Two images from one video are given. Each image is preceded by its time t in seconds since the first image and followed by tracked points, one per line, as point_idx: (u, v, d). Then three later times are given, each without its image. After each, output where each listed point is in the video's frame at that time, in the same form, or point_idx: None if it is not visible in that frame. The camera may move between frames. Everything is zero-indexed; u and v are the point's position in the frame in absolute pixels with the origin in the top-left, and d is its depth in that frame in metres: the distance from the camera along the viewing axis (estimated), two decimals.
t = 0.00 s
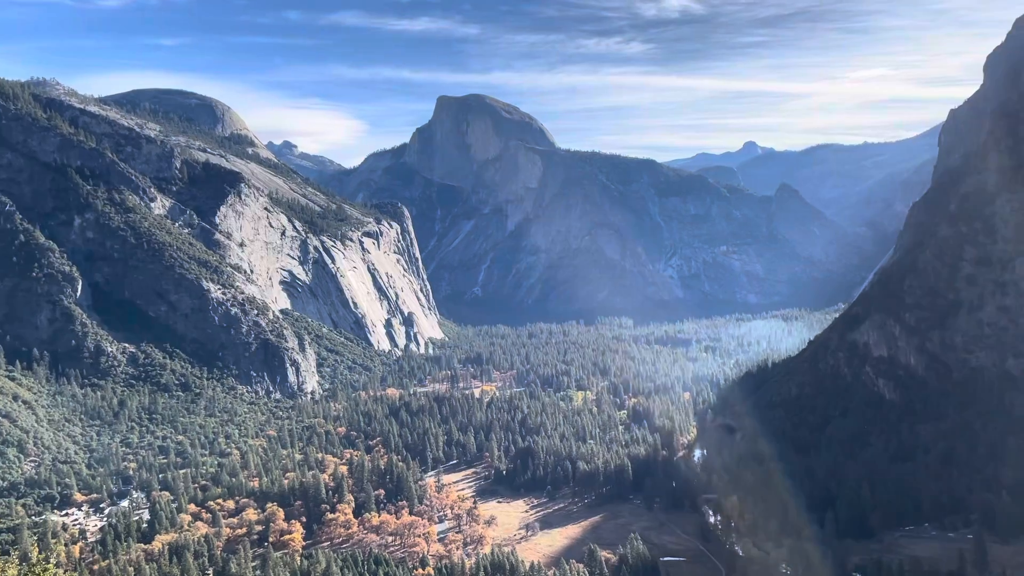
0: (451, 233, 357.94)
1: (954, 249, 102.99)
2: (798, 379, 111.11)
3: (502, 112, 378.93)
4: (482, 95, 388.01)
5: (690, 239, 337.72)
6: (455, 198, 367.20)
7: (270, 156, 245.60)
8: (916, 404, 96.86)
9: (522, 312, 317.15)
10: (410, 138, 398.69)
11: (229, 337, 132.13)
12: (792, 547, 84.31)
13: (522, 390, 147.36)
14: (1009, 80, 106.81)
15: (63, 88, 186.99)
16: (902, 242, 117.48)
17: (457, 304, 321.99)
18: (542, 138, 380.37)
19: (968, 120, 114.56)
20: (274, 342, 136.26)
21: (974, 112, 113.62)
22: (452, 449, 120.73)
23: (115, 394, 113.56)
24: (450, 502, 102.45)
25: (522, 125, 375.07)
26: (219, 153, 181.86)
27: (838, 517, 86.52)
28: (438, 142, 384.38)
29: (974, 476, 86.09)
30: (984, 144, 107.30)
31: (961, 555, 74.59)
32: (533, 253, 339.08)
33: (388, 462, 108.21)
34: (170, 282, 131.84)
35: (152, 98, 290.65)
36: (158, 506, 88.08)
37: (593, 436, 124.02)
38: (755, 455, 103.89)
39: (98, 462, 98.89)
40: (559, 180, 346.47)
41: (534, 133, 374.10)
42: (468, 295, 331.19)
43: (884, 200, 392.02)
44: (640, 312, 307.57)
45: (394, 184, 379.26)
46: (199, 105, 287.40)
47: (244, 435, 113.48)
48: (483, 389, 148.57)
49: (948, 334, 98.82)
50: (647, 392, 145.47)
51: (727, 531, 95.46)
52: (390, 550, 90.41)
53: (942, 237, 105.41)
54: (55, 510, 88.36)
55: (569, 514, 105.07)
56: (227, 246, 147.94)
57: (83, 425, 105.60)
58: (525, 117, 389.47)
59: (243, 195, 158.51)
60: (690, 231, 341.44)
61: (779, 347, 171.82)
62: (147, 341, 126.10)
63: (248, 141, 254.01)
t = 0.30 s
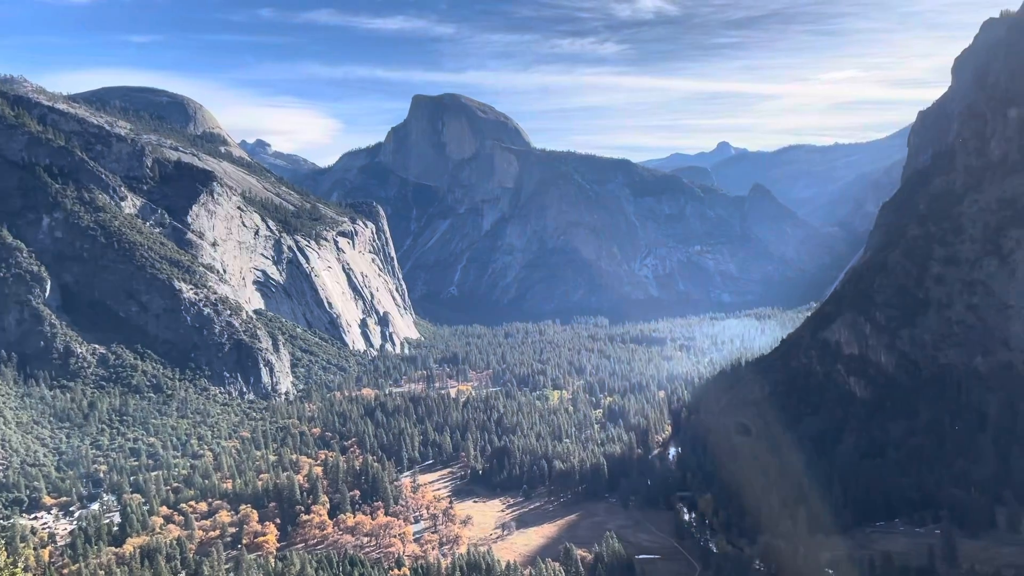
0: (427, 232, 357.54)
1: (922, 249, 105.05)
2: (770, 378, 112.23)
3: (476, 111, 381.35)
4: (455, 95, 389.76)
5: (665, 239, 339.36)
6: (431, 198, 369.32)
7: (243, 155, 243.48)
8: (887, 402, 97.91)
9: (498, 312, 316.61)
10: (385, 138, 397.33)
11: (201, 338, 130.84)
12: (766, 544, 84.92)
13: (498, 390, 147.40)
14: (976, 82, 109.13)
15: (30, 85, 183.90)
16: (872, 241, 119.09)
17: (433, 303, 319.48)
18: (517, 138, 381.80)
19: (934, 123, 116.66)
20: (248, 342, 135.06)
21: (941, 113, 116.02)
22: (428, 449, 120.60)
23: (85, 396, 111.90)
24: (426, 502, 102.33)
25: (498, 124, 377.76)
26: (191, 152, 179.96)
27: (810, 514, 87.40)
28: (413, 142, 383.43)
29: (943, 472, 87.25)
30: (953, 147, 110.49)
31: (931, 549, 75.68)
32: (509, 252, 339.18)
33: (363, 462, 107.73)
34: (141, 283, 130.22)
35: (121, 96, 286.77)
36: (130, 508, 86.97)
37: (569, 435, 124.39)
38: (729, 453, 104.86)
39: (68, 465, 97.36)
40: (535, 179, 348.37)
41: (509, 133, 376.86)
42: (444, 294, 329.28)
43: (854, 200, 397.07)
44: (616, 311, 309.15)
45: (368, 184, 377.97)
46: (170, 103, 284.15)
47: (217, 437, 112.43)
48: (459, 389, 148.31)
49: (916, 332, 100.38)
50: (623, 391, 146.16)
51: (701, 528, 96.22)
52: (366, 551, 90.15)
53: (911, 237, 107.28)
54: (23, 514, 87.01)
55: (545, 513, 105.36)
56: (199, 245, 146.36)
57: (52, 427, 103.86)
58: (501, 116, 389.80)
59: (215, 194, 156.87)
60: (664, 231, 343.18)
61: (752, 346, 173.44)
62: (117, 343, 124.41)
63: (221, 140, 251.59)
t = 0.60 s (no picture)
0: (398, 232, 356.34)
1: (888, 249, 106.65)
2: (740, 376, 113.38)
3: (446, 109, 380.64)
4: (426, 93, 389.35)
5: (635, 239, 341.11)
6: (401, 198, 368.13)
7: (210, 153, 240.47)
8: (853, 399, 99.28)
9: (469, 311, 316.03)
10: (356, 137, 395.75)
11: (167, 339, 129.00)
12: (734, 541, 85.36)
13: (470, 390, 147.15)
14: (940, 85, 110.84)
15: None
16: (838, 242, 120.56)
17: (403, 303, 318.63)
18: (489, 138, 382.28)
19: (900, 124, 118.44)
20: (215, 343, 133.28)
21: (906, 115, 117.75)
22: (399, 450, 120.07)
23: (48, 398, 109.56)
24: (397, 503, 101.75)
25: (469, 123, 377.03)
26: (156, 150, 177.25)
27: (778, 512, 88.25)
28: (382, 142, 380.94)
29: (907, 469, 88.49)
30: (917, 148, 112.22)
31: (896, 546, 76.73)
32: (480, 252, 338.03)
33: (333, 464, 106.80)
34: (106, 283, 128.03)
35: (85, 93, 281.86)
36: (94, 512, 85.39)
37: (540, 435, 124.47)
38: (699, 451, 105.55)
39: (30, 468, 95.25)
40: (506, 180, 345.25)
41: (480, 132, 376.87)
42: (415, 294, 327.71)
43: (822, 201, 402.55)
44: (587, 311, 310.42)
45: (338, 184, 375.23)
46: (135, 100, 280.03)
47: (183, 439, 110.89)
48: (430, 390, 147.69)
49: (882, 331, 101.81)
50: (594, 390, 146.65)
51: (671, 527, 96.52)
52: (335, 554, 89.50)
53: (876, 238, 108.86)
54: None
55: (516, 513, 105.26)
56: (165, 245, 144.10)
57: (13, 429, 101.46)
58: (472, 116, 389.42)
59: (181, 193, 154.38)
60: (635, 231, 344.81)
61: (721, 346, 175.00)
62: (81, 344, 122.06)
63: (187, 138, 248.24)
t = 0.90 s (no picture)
0: (365, 233, 354.35)
1: (849, 249, 108.44)
2: (705, 375, 114.59)
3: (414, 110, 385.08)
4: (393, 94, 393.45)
5: (602, 240, 342.77)
6: (369, 197, 364.89)
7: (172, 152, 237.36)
8: (816, 398, 101.13)
9: (436, 312, 315.02)
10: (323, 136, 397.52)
11: (128, 341, 126.83)
12: (700, 538, 86.10)
13: (437, 391, 146.80)
14: (899, 89, 113.06)
15: None
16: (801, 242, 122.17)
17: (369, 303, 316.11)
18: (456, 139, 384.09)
19: (860, 126, 120.38)
20: (178, 345, 131.41)
21: (867, 117, 119.93)
22: (366, 452, 119.45)
23: (4, 401, 106.84)
24: (364, 505, 101.15)
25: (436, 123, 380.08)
26: (117, 148, 174.49)
27: (743, 510, 88.95)
28: (349, 142, 386.95)
29: (869, 467, 89.94)
30: (877, 149, 114.32)
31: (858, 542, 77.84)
32: (447, 252, 336.98)
33: (298, 466, 105.77)
34: (64, 283, 125.56)
35: (43, 90, 276.11)
36: (52, 517, 83.57)
37: (507, 436, 124.53)
38: (665, 451, 106.25)
39: None
40: (473, 179, 346.63)
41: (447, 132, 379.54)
42: (382, 295, 325.64)
43: (785, 201, 407.93)
44: (555, 312, 311.28)
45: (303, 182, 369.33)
46: (95, 98, 275.21)
47: (144, 443, 109.06)
48: (397, 391, 147.10)
49: (843, 330, 103.48)
50: (561, 391, 147.20)
51: (638, 526, 96.85)
52: (301, 557, 88.68)
53: (837, 239, 110.62)
54: None
55: (483, 514, 105.06)
56: (127, 245, 141.64)
57: None
58: (439, 116, 389.34)
59: (142, 192, 151.65)
60: (602, 232, 346.52)
61: (687, 345, 176.62)
62: (39, 346, 119.42)
63: (149, 136, 244.54)
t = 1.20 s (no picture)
0: (328, 233, 351.69)
1: (809, 251, 110.09)
2: (669, 375, 115.45)
3: (377, 109, 382.86)
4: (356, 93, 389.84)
5: (567, 240, 344.45)
6: (331, 198, 361.46)
7: (129, 151, 233.22)
8: (776, 396, 102.54)
9: (401, 313, 313.47)
10: (286, 135, 394.08)
11: (84, 343, 124.28)
12: (664, 537, 86.71)
13: (401, 393, 146.05)
14: (858, 93, 115.31)
15: None
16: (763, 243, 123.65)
17: (333, 305, 313.87)
18: (421, 138, 383.35)
19: (821, 130, 122.61)
20: (136, 347, 129.11)
21: (826, 121, 122.05)
22: (329, 455, 118.43)
23: None
24: (327, 509, 100.26)
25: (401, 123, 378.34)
26: (73, 147, 170.88)
27: (706, 509, 89.64)
28: (312, 141, 383.96)
29: (828, 464, 91.41)
30: (837, 153, 116.40)
31: (817, 539, 78.99)
32: (412, 253, 335.67)
33: (260, 470, 104.45)
34: (18, 284, 122.60)
35: None
36: (5, 524, 81.46)
37: (472, 437, 124.31)
38: (630, 451, 106.79)
39: None
40: (438, 180, 345.80)
41: (411, 133, 378.14)
42: (347, 296, 323.27)
43: (747, 203, 413.48)
44: (520, 312, 311.39)
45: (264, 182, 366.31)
46: (51, 95, 269.24)
47: (101, 447, 106.82)
48: (361, 393, 146.11)
49: (804, 330, 105.01)
50: (526, 391, 147.42)
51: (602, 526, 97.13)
52: (263, 561, 87.69)
53: (798, 241, 112.25)
54: None
55: (447, 516, 104.69)
56: (84, 246, 138.68)
57: None
58: (403, 116, 388.61)
59: (99, 191, 148.75)
60: (568, 233, 347.90)
61: (651, 346, 177.97)
62: None
63: (106, 134, 239.88)
